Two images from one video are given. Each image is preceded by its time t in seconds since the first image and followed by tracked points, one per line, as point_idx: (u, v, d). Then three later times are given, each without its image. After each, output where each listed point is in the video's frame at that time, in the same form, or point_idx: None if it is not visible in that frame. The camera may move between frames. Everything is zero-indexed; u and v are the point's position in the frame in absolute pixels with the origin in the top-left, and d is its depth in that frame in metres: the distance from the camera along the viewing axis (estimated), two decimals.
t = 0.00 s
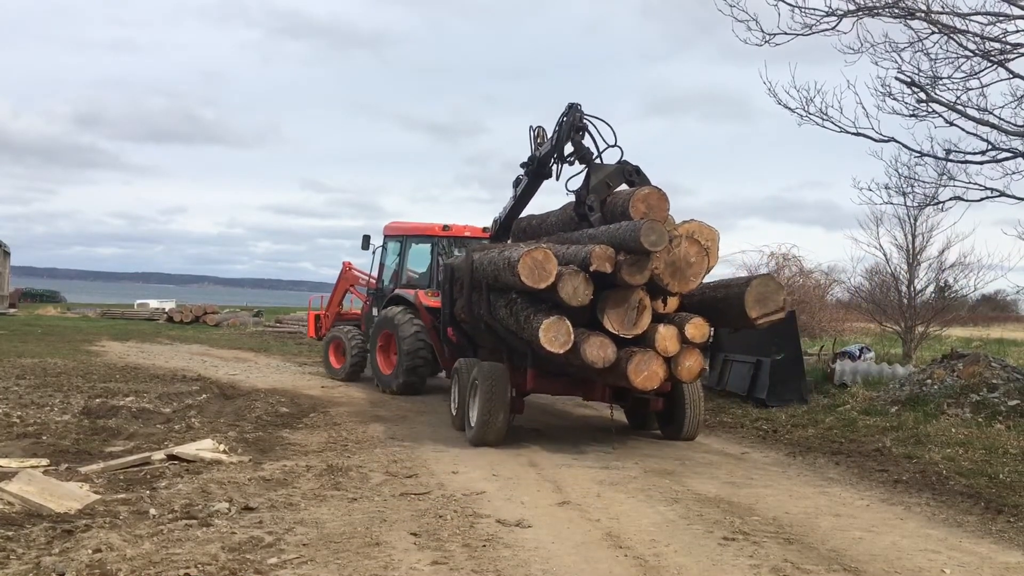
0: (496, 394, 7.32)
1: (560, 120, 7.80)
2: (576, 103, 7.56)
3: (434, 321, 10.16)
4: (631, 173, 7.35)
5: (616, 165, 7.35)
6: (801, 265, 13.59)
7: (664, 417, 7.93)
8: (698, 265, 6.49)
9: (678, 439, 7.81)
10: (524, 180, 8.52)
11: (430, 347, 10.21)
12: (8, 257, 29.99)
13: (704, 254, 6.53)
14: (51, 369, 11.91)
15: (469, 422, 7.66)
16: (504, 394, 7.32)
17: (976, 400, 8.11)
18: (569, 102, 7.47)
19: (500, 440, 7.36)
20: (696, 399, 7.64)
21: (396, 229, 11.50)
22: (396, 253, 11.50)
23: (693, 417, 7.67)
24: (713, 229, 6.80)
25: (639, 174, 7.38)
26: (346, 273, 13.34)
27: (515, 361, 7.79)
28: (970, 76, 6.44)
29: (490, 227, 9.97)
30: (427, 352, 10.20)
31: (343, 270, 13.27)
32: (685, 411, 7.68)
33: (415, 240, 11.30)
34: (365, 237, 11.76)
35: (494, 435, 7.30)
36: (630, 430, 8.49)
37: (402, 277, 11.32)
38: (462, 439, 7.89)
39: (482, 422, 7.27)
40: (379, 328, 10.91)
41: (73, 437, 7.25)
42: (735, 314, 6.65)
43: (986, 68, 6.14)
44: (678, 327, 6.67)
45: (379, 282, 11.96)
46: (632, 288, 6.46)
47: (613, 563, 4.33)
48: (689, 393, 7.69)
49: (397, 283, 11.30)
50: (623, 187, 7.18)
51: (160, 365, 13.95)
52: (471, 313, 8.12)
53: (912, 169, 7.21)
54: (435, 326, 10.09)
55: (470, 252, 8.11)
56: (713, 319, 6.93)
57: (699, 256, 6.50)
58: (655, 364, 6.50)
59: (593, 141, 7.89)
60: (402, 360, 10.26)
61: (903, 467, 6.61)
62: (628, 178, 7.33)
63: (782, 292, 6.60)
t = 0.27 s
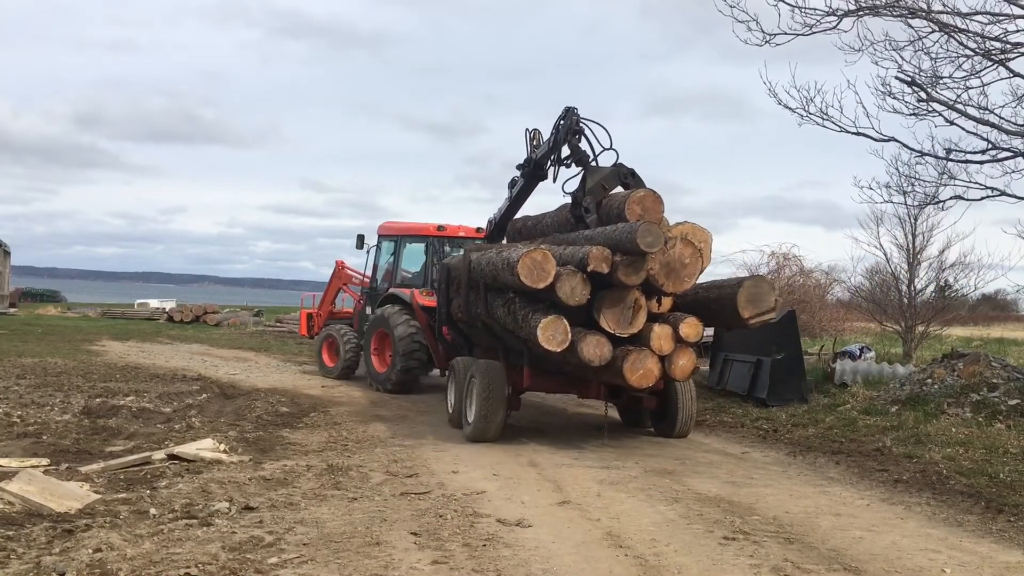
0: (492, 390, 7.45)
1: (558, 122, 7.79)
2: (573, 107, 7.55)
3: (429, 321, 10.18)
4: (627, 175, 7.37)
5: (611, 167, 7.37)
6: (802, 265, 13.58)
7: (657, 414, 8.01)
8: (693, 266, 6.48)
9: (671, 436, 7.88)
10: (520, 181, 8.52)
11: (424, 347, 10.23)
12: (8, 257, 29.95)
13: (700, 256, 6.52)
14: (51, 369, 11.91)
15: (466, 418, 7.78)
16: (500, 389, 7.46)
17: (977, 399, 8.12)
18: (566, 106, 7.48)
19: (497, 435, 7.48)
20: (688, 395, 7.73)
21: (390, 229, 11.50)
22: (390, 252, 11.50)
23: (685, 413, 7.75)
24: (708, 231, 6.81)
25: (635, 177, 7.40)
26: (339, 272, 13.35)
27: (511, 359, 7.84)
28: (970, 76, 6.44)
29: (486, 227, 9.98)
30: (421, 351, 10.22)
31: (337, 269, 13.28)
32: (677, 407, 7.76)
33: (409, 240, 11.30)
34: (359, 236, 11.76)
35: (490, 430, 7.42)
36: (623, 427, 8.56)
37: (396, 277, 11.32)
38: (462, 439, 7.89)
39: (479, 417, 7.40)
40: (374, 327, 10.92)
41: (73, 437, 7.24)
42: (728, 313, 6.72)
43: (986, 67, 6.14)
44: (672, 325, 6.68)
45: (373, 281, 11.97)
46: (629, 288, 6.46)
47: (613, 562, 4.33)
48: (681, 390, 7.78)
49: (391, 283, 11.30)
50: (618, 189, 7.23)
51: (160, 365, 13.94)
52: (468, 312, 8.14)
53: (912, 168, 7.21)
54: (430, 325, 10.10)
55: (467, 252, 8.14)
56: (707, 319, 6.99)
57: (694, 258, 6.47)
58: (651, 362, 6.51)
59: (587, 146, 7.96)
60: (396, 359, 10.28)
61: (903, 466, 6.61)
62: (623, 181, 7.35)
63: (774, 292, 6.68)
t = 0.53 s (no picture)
0: (489, 388, 7.55)
1: (553, 125, 7.80)
2: (568, 110, 7.57)
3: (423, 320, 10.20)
4: (620, 179, 7.40)
5: (606, 170, 7.41)
6: (802, 264, 13.57)
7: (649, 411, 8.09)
8: (685, 268, 6.53)
9: (662, 433, 7.97)
10: (515, 183, 8.53)
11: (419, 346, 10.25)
12: (9, 256, 29.92)
13: (691, 257, 6.56)
14: (51, 369, 11.90)
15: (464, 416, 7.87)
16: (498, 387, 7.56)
17: (977, 398, 8.13)
18: (561, 109, 7.48)
19: (494, 431, 7.57)
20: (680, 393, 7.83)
21: (384, 229, 11.51)
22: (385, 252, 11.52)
23: (677, 411, 7.84)
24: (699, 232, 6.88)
25: (628, 180, 7.44)
26: (332, 271, 13.36)
27: (507, 358, 7.87)
28: (971, 75, 6.45)
29: (481, 228, 9.99)
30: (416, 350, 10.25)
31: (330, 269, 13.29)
32: (669, 405, 7.85)
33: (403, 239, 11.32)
34: (354, 235, 11.78)
35: (488, 427, 7.51)
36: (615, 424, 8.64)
37: (391, 276, 11.33)
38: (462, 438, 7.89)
39: (476, 415, 7.49)
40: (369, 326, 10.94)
41: (73, 437, 7.23)
42: (719, 314, 6.76)
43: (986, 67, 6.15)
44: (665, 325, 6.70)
45: (367, 281, 11.99)
46: (622, 289, 6.50)
47: (614, 562, 4.33)
48: (673, 388, 7.87)
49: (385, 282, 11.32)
50: (613, 191, 7.27)
51: (160, 364, 13.93)
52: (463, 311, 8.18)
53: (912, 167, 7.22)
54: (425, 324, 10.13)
55: (463, 252, 8.16)
56: (698, 319, 7.03)
57: (686, 259, 6.53)
58: (644, 361, 6.53)
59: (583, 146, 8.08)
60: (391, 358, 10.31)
61: (903, 466, 6.62)
62: (617, 184, 7.39)
63: (764, 293, 6.74)
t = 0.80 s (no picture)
0: (487, 386, 7.60)
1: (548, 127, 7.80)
2: (563, 113, 7.57)
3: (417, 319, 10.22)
4: (614, 180, 7.43)
5: (600, 171, 7.43)
6: (802, 264, 13.56)
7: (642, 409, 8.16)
8: (679, 268, 6.54)
9: (655, 431, 8.03)
10: (508, 184, 8.53)
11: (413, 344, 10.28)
12: (9, 256, 29.91)
13: (685, 257, 6.58)
14: (52, 368, 11.90)
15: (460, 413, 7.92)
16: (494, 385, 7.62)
17: (977, 398, 8.12)
18: (556, 112, 7.48)
19: (491, 428, 7.64)
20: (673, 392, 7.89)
21: (377, 228, 11.52)
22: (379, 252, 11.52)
23: (670, 409, 7.90)
24: (692, 233, 6.91)
25: (622, 181, 7.47)
26: (325, 270, 13.38)
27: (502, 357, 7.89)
28: (971, 74, 6.45)
29: (475, 227, 10.00)
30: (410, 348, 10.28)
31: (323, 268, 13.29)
32: (662, 404, 7.91)
33: (397, 239, 11.32)
34: (348, 235, 11.78)
35: (485, 424, 7.58)
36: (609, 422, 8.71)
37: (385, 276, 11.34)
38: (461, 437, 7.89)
39: (473, 412, 7.55)
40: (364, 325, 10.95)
41: (73, 436, 7.23)
42: (712, 312, 6.81)
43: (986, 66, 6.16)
44: (659, 323, 6.74)
45: (361, 280, 11.99)
46: (617, 287, 6.53)
47: (614, 561, 4.33)
48: (667, 387, 7.93)
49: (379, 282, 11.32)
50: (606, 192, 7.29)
51: (161, 364, 13.92)
52: (459, 311, 8.19)
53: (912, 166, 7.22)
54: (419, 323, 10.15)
55: (458, 252, 8.18)
56: (692, 317, 7.06)
57: (679, 258, 6.53)
58: (639, 358, 6.56)
59: (576, 150, 8.26)
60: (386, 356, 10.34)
61: (903, 465, 6.62)
62: (611, 185, 7.42)
63: (756, 291, 6.79)
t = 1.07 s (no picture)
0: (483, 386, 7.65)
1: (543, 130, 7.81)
2: (559, 116, 7.57)
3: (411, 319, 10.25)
4: (609, 182, 7.46)
5: (595, 174, 7.45)
6: (802, 263, 13.57)
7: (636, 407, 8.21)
8: (674, 268, 6.60)
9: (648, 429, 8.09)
10: (503, 186, 8.53)
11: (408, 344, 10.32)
12: (10, 255, 29.91)
13: (680, 257, 6.63)
14: (52, 368, 11.91)
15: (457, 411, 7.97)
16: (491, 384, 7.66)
17: (978, 397, 8.12)
18: (552, 115, 7.48)
19: (487, 427, 7.69)
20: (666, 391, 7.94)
21: (370, 229, 11.53)
22: (373, 252, 11.53)
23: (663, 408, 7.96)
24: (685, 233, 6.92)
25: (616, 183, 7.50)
26: (317, 270, 13.39)
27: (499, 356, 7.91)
28: (971, 74, 6.45)
29: (469, 228, 10.00)
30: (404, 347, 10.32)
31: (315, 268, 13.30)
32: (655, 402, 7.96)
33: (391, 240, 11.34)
34: (341, 235, 11.80)
35: (481, 423, 7.63)
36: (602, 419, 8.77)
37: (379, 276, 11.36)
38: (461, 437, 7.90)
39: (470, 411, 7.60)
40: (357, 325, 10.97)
41: (73, 436, 7.23)
42: (707, 312, 6.84)
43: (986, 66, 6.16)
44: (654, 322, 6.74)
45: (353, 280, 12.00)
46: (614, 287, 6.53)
47: (614, 561, 4.33)
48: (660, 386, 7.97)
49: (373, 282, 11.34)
50: (602, 194, 7.31)
51: (161, 363, 13.93)
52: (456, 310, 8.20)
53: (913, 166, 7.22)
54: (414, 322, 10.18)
55: (454, 253, 8.19)
56: (686, 317, 7.10)
57: (674, 259, 6.59)
58: (634, 356, 6.60)
59: (573, 153, 8.50)
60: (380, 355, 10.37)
61: (903, 465, 6.62)
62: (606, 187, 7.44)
63: (748, 291, 6.85)
